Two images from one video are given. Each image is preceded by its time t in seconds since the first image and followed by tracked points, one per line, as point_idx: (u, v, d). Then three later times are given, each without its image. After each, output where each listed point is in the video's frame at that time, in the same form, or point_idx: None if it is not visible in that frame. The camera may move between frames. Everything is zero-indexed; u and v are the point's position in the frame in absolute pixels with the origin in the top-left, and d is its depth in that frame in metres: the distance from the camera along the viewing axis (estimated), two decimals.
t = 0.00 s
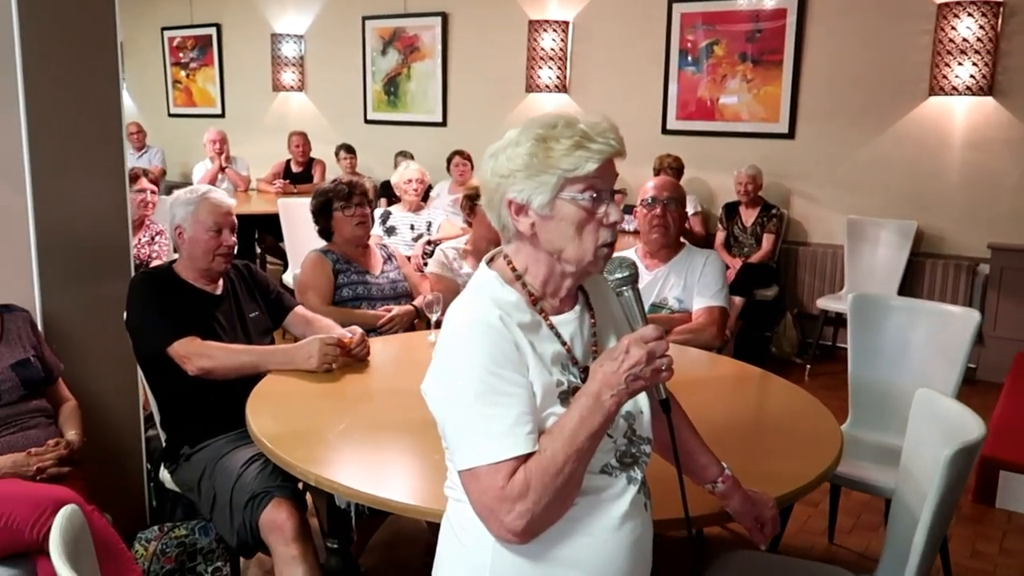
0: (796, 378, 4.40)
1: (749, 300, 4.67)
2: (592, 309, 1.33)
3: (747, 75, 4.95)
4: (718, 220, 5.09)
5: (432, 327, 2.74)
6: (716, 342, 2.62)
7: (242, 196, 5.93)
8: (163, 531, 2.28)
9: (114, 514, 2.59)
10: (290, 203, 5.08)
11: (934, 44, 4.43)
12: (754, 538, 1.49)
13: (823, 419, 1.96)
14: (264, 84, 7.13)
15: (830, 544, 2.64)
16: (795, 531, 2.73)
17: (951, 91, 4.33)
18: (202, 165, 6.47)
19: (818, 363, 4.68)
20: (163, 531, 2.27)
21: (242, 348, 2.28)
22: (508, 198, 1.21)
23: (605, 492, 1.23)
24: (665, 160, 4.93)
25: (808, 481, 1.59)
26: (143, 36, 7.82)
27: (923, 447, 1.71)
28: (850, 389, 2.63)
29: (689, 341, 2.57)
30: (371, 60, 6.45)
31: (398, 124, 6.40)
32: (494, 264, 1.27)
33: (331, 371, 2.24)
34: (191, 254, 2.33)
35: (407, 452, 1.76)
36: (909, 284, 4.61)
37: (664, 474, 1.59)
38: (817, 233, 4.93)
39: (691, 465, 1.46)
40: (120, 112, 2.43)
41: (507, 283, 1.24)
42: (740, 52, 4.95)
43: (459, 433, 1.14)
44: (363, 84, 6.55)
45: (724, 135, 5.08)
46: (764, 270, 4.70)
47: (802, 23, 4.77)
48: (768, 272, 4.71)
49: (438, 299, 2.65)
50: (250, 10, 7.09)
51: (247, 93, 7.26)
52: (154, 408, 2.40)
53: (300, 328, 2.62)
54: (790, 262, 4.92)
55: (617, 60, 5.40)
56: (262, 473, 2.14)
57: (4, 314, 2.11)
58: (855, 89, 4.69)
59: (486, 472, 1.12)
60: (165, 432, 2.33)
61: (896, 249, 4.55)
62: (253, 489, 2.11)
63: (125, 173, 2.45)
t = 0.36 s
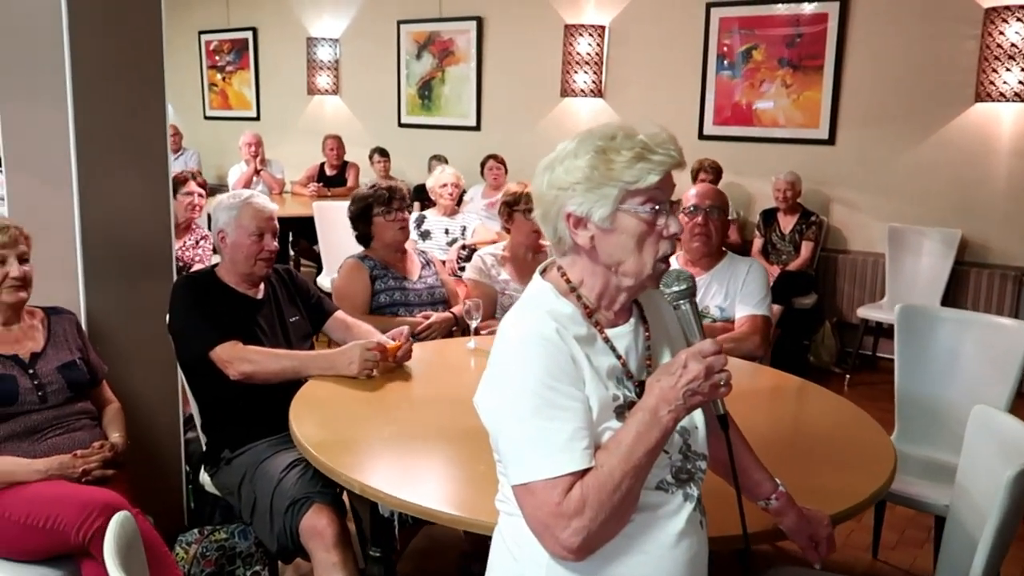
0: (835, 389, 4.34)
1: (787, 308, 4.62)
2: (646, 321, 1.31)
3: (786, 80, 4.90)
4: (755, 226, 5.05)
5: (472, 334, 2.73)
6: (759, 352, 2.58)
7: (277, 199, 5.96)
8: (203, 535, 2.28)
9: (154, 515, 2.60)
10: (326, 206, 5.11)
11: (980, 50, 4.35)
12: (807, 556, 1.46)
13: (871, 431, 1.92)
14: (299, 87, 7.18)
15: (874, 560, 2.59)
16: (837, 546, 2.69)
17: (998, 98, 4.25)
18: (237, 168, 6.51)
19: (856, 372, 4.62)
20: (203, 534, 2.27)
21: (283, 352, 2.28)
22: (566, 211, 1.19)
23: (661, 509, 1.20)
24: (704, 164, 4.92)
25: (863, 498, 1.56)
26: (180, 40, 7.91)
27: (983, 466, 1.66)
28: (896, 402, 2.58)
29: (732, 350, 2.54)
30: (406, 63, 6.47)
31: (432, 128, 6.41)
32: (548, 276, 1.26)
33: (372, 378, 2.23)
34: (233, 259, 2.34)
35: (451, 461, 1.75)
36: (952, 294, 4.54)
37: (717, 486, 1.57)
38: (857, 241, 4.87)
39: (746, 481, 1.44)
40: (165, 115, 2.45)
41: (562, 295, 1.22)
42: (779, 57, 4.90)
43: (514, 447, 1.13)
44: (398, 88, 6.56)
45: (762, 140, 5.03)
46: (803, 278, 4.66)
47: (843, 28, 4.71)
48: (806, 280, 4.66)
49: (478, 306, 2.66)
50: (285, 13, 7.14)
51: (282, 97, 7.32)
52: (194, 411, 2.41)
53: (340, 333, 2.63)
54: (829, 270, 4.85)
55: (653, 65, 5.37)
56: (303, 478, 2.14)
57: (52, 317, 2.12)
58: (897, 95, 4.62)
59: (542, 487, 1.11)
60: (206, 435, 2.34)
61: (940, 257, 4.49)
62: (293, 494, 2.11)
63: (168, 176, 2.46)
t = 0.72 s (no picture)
0: (862, 399, 4.30)
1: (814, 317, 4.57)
2: (677, 337, 1.29)
3: (815, 86, 4.86)
4: (781, 234, 5.01)
5: (496, 341, 2.72)
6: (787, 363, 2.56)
7: (302, 200, 5.99)
8: (226, 540, 2.28)
9: (178, 518, 2.62)
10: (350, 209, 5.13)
11: (1013, 57, 4.30)
12: None
13: (901, 448, 1.89)
14: (326, 90, 7.21)
15: None
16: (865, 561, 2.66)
17: None
18: (263, 169, 6.55)
19: (884, 382, 4.57)
20: (225, 540, 2.28)
21: (308, 358, 2.28)
22: (598, 229, 1.18)
23: (687, 531, 1.19)
24: (732, 171, 4.88)
25: (892, 519, 1.53)
26: (208, 42, 7.98)
27: (1016, 488, 1.62)
28: (925, 418, 2.55)
29: (757, 361, 2.51)
30: (432, 66, 6.48)
31: (457, 131, 6.42)
32: (578, 291, 1.25)
33: (395, 385, 2.22)
34: (260, 265, 2.35)
35: (475, 471, 1.74)
36: (982, 304, 4.47)
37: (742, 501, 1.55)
38: (885, 249, 4.81)
39: (773, 500, 1.43)
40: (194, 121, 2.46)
41: (592, 310, 1.21)
42: (807, 63, 4.86)
43: (541, 465, 1.12)
44: (424, 91, 6.57)
45: (789, 146, 4.99)
46: (830, 285, 4.61)
47: (873, 34, 4.67)
48: (833, 288, 4.61)
49: (502, 313, 2.65)
50: (313, 16, 7.17)
51: (308, 99, 7.35)
52: (219, 415, 2.42)
53: (364, 339, 2.63)
54: (857, 279, 4.81)
55: (680, 69, 5.34)
56: (326, 485, 2.15)
57: (81, 320, 2.14)
58: (927, 102, 4.56)
59: (569, 506, 1.10)
60: (230, 440, 2.35)
61: (970, 266, 4.42)
62: (316, 501, 2.12)
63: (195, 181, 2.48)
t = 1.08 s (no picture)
0: (889, 404, 4.23)
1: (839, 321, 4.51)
2: (681, 350, 1.27)
3: (838, 87, 4.80)
4: (806, 236, 4.95)
5: (512, 349, 2.70)
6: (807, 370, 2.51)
7: (324, 208, 6.01)
8: (241, 550, 2.29)
9: (196, 528, 2.64)
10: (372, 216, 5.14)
11: None
12: None
13: (923, 458, 1.84)
14: (348, 97, 7.24)
15: None
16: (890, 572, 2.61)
17: None
18: (286, 177, 6.59)
19: (913, 387, 4.49)
20: (241, 550, 2.28)
21: (322, 369, 2.28)
22: (598, 240, 1.17)
23: (691, 547, 1.17)
24: (756, 174, 4.83)
25: (910, 532, 1.49)
26: (232, 51, 8.05)
27: None
28: (953, 425, 2.50)
29: (776, 369, 2.47)
30: (452, 72, 6.48)
31: (478, 136, 6.42)
32: (580, 305, 1.23)
33: (408, 397, 2.21)
34: (274, 275, 2.36)
35: (486, 483, 1.72)
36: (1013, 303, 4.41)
37: (751, 513, 1.53)
38: (912, 251, 4.75)
39: (786, 515, 1.40)
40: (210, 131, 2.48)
41: (594, 324, 1.19)
42: (830, 63, 4.80)
43: (542, 483, 1.09)
44: (445, 97, 6.58)
45: (813, 148, 4.92)
46: (855, 289, 4.55)
47: (897, 33, 4.60)
48: (860, 292, 4.56)
49: (517, 322, 2.62)
50: (334, 23, 7.21)
51: (331, 106, 7.39)
52: (236, 426, 2.42)
53: (378, 348, 2.62)
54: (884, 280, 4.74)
55: (701, 71, 5.30)
56: (339, 495, 2.14)
57: (98, 332, 2.16)
58: (954, 101, 4.49)
59: (571, 524, 1.07)
60: (245, 450, 2.35)
61: (1002, 268, 4.32)
62: (330, 511, 2.11)
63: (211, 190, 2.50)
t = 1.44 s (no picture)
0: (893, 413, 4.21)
1: (843, 328, 4.50)
2: (657, 361, 1.26)
3: (845, 93, 4.79)
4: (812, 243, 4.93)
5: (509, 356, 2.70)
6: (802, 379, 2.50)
7: (332, 211, 6.03)
8: (233, 555, 2.29)
9: (192, 531, 2.65)
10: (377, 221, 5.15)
11: None
12: None
13: (914, 471, 1.82)
14: (358, 100, 7.26)
15: None
16: None
17: None
18: (294, 180, 6.62)
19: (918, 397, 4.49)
20: (232, 555, 2.28)
21: (316, 375, 2.29)
22: (574, 249, 1.16)
23: (663, 560, 1.16)
24: (762, 181, 4.81)
25: (897, 545, 1.48)
26: (243, 53, 8.08)
27: None
28: (951, 436, 2.49)
29: (773, 378, 2.47)
30: (461, 75, 6.49)
31: (486, 140, 6.42)
32: (556, 314, 1.22)
33: (401, 404, 2.21)
34: (267, 280, 2.37)
35: (472, 492, 1.72)
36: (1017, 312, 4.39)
37: (730, 524, 1.52)
38: (919, 259, 4.72)
39: (767, 528, 1.39)
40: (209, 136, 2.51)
41: (567, 336, 1.19)
42: (838, 70, 4.79)
43: (509, 496, 1.08)
44: (454, 101, 6.59)
45: (821, 154, 4.90)
46: (860, 297, 4.54)
47: (905, 40, 4.59)
48: (865, 300, 4.55)
49: (512, 328, 2.61)
50: (344, 27, 7.24)
51: (340, 110, 7.42)
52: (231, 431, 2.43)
53: (374, 353, 2.62)
54: (891, 290, 4.76)
55: (708, 77, 5.28)
56: (329, 502, 2.14)
57: (92, 336, 2.17)
58: (961, 109, 4.47)
59: (540, 536, 1.06)
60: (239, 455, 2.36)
61: (1008, 277, 4.28)
62: (320, 517, 2.11)
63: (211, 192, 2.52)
